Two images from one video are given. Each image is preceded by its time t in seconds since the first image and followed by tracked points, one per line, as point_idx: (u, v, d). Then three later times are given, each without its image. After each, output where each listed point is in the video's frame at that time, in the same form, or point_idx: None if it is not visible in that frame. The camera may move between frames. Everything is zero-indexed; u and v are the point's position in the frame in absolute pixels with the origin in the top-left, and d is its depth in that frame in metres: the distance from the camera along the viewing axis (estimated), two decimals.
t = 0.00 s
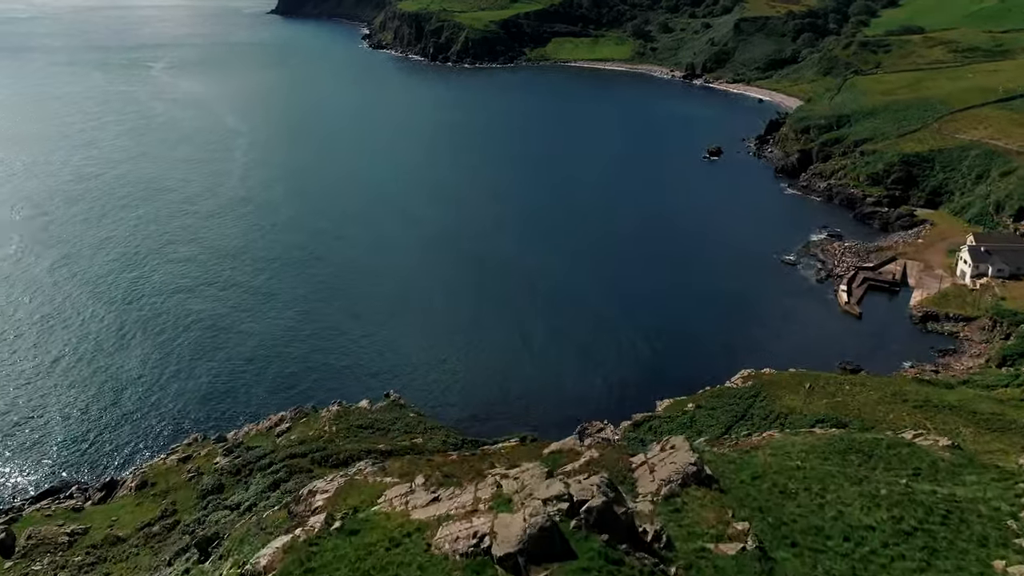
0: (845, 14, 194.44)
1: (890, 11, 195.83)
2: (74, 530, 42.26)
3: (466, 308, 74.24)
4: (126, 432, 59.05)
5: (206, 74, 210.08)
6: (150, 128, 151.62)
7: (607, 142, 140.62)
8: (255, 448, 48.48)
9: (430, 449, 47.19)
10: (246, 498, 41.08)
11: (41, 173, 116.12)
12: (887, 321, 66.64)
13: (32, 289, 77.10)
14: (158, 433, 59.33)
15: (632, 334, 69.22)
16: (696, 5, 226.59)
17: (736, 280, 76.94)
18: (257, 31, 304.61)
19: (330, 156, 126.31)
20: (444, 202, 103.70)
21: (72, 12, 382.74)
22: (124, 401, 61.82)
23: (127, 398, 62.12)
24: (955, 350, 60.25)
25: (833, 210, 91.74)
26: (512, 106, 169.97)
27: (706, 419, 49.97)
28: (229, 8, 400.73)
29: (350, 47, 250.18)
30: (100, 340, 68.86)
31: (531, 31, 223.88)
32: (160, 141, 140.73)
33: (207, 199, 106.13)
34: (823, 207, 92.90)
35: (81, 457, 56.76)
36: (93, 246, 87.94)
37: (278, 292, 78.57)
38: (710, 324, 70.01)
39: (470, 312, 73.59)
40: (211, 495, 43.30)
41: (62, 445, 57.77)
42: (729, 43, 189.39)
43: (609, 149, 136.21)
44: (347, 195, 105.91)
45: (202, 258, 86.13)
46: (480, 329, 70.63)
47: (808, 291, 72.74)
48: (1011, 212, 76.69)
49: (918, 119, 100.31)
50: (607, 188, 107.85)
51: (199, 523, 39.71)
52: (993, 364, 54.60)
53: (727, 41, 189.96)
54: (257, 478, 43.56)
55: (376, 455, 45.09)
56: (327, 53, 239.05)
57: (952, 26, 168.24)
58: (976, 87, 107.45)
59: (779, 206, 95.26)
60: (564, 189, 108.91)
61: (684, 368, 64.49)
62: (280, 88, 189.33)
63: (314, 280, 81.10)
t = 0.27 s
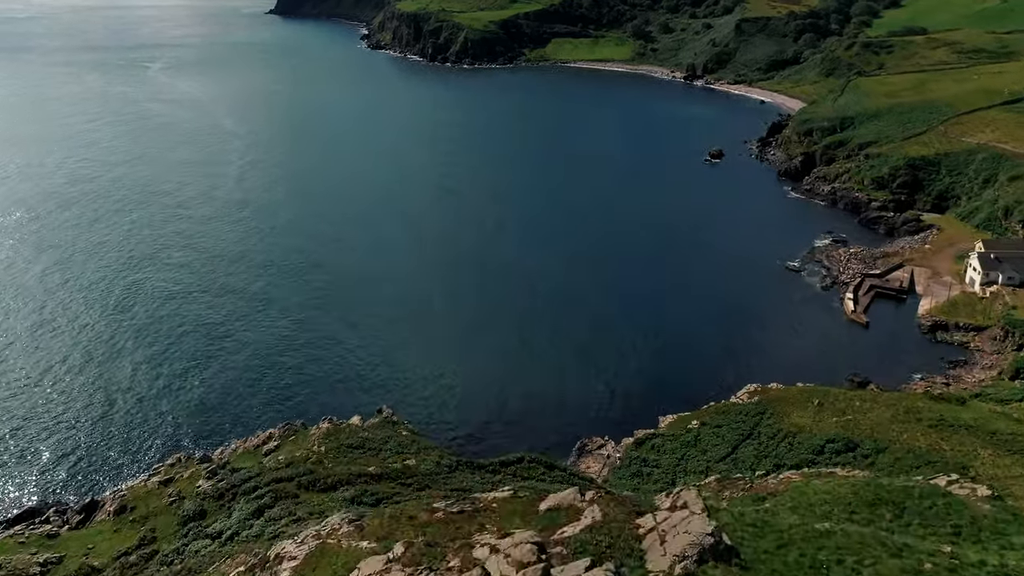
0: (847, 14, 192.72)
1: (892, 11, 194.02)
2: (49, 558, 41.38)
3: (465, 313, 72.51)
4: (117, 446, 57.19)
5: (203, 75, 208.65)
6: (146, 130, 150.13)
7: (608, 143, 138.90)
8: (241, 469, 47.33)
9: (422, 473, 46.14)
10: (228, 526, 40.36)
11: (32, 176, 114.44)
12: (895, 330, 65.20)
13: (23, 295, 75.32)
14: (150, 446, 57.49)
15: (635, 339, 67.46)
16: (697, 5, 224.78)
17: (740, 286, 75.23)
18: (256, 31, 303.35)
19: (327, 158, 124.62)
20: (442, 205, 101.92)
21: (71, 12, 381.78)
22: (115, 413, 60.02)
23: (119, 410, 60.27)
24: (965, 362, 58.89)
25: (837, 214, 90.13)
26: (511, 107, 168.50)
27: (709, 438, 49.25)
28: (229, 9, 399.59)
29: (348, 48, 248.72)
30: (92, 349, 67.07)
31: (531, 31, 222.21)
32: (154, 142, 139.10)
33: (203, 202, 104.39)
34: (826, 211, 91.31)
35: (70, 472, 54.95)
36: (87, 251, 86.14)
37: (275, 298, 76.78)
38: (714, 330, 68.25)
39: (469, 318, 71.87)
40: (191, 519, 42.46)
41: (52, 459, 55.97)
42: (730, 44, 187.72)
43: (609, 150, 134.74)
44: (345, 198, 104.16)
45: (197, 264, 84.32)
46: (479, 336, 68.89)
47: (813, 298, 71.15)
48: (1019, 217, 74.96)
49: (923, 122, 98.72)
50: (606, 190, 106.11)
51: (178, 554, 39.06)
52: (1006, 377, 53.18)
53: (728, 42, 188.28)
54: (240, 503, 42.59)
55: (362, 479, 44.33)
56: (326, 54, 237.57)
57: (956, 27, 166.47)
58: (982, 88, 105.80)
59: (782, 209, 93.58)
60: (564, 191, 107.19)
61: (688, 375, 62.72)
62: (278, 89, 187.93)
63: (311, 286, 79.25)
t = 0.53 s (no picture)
0: (848, 20, 191.65)
1: (893, 16, 192.91)
2: None
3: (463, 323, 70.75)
4: (107, 466, 55.36)
5: (201, 80, 207.60)
6: (141, 136, 148.91)
7: (607, 150, 137.41)
8: (224, 497, 45.98)
9: (414, 504, 44.76)
10: (207, 563, 38.82)
11: (23, 184, 112.75)
12: (904, 344, 63.71)
13: (15, 308, 73.69)
14: (141, 466, 55.71)
15: (637, 352, 65.71)
16: (697, 10, 223.56)
17: (743, 296, 73.53)
18: (254, 36, 302.37)
19: (326, 164, 123.15)
20: (441, 210, 100.16)
21: (69, 17, 381.28)
22: (106, 431, 58.16)
23: (111, 428, 58.44)
24: (976, 380, 57.56)
25: (842, 224, 88.46)
26: (510, 112, 167.23)
27: (716, 463, 48.19)
28: (228, 14, 399.25)
29: (346, 53, 247.57)
30: (84, 364, 65.36)
31: (530, 36, 220.98)
32: (148, 149, 137.48)
33: (201, 210, 102.75)
34: (830, 220, 89.74)
35: (58, 494, 53.05)
36: (82, 261, 84.49)
37: (272, 308, 74.76)
38: (719, 341, 66.58)
39: (467, 329, 70.03)
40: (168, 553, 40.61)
41: (41, 480, 54.13)
42: (731, 50, 186.46)
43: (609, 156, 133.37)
44: (345, 205, 102.49)
45: (194, 272, 82.44)
46: (478, 348, 67.14)
47: (819, 310, 69.55)
48: None
49: (927, 129, 97.30)
50: (606, 197, 104.47)
51: None
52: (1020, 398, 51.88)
53: (729, 48, 187.03)
54: (222, 537, 40.69)
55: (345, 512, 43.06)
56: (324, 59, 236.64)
57: (958, 33, 165.26)
58: (987, 95, 104.48)
59: (785, 218, 91.99)
60: (563, 197, 105.53)
61: (692, 388, 61.00)
62: (276, 95, 186.92)
63: (310, 294, 77.31)
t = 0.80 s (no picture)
0: (848, 33, 191.32)
1: (893, 30, 192.62)
2: None
3: (460, 343, 69.02)
4: (94, 492, 53.32)
5: (198, 93, 207.06)
6: (137, 149, 147.79)
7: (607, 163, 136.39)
8: (204, 536, 44.95)
9: (405, 544, 43.40)
10: None
11: (15, 198, 111.20)
12: (913, 365, 62.26)
13: (6, 328, 71.91)
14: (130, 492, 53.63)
15: (639, 372, 63.98)
16: (696, 23, 223.56)
17: (746, 314, 71.90)
18: (253, 49, 302.58)
19: (324, 179, 121.85)
20: (438, 225, 98.63)
21: (69, 30, 382.14)
22: (95, 457, 56.09)
23: (100, 455, 56.31)
24: (989, 404, 56.21)
25: (845, 240, 87.01)
26: (509, 126, 166.37)
27: (723, 498, 46.79)
28: (228, 27, 400.21)
29: (345, 66, 247.35)
30: (73, 388, 63.39)
31: (529, 49, 220.62)
32: (143, 163, 136.11)
33: (199, 225, 101.09)
34: (833, 236, 88.29)
35: (44, 521, 50.97)
36: (75, 279, 82.81)
37: (269, 327, 72.85)
38: (722, 361, 64.87)
39: (465, 349, 68.28)
40: None
41: (25, 510, 51.92)
42: (730, 63, 185.80)
43: (608, 169, 132.26)
44: (342, 220, 100.90)
45: (191, 290, 80.59)
46: (475, 368, 65.40)
47: (824, 329, 67.94)
48: None
49: (931, 144, 96.11)
50: (606, 211, 103.06)
51: None
52: None
53: (729, 61, 186.40)
54: None
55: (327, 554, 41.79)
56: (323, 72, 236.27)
57: (959, 47, 164.64)
58: (990, 109, 103.45)
59: (788, 234, 90.54)
60: (562, 211, 104.13)
61: (696, 410, 59.19)
62: (274, 108, 186.26)
63: (307, 313, 75.46)
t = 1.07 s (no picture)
0: (848, 44, 190.79)
1: (894, 40, 192.09)
2: None
3: (457, 360, 67.19)
4: (81, 516, 51.55)
5: (196, 102, 206.42)
6: (133, 160, 146.68)
7: (606, 174, 135.19)
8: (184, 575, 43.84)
9: None
10: None
11: (7, 210, 109.87)
12: (923, 385, 60.61)
13: None
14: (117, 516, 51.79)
15: (641, 390, 62.13)
16: (696, 33, 223.21)
17: (750, 329, 70.10)
18: (253, 58, 302.53)
19: (321, 190, 120.39)
20: (436, 237, 97.01)
21: (70, 39, 382.92)
22: (82, 481, 54.26)
23: (88, 480, 54.34)
24: (1003, 426, 54.59)
25: (850, 253, 85.40)
26: (507, 136, 165.37)
27: (730, 531, 44.93)
28: (228, 36, 400.89)
29: (344, 76, 247.13)
30: (62, 409, 61.49)
31: (528, 59, 220.08)
32: (138, 174, 134.86)
33: (197, 238, 99.41)
34: (837, 249, 86.69)
35: (28, 548, 49.21)
36: (68, 293, 81.17)
37: (265, 343, 70.95)
38: (727, 380, 63.02)
39: (461, 367, 66.41)
40: None
41: (8, 539, 49.93)
42: (731, 73, 185.03)
43: (608, 180, 131.02)
44: (340, 232, 99.24)
45: (186, 305, 78.81)
46: (472, 387, 63.51)
47: (830, 347, 66.21)
48: None
49: (935, 156, 94.85)
50: (605, 223, 101.46)
51: None
52: None
53: (728, 71, 185.63)
54: None
55: None
56: (322, 82, 235.67)
57: (960, 57, 163.84)
58: (994, 120, 102.37)
59: (791, 246, 88.88)
60: (561, 223, 102.49)
61: (699, 431, 57.31)
62: (273, 119, 185.38)
63: (304, 329, 73.58)
